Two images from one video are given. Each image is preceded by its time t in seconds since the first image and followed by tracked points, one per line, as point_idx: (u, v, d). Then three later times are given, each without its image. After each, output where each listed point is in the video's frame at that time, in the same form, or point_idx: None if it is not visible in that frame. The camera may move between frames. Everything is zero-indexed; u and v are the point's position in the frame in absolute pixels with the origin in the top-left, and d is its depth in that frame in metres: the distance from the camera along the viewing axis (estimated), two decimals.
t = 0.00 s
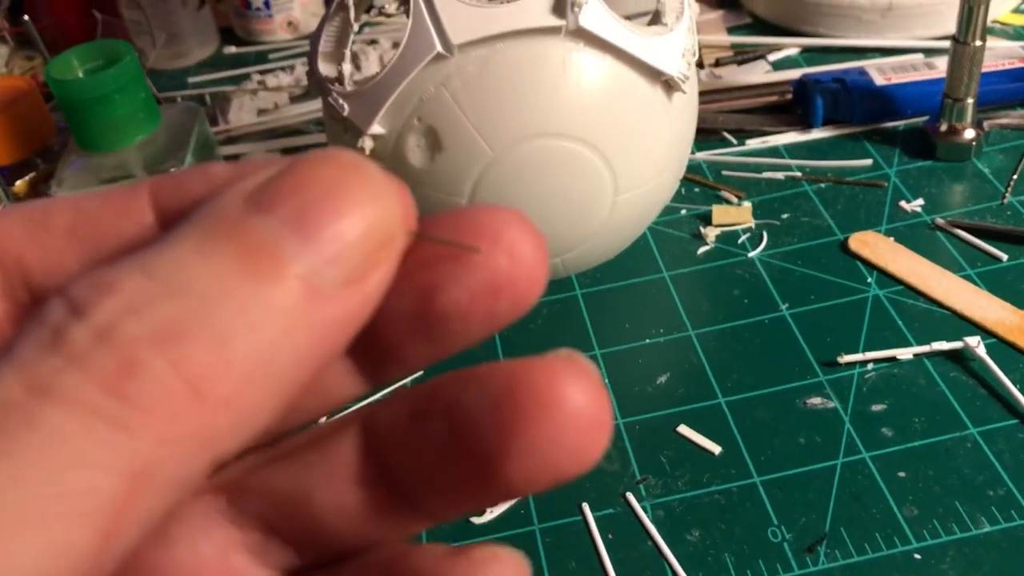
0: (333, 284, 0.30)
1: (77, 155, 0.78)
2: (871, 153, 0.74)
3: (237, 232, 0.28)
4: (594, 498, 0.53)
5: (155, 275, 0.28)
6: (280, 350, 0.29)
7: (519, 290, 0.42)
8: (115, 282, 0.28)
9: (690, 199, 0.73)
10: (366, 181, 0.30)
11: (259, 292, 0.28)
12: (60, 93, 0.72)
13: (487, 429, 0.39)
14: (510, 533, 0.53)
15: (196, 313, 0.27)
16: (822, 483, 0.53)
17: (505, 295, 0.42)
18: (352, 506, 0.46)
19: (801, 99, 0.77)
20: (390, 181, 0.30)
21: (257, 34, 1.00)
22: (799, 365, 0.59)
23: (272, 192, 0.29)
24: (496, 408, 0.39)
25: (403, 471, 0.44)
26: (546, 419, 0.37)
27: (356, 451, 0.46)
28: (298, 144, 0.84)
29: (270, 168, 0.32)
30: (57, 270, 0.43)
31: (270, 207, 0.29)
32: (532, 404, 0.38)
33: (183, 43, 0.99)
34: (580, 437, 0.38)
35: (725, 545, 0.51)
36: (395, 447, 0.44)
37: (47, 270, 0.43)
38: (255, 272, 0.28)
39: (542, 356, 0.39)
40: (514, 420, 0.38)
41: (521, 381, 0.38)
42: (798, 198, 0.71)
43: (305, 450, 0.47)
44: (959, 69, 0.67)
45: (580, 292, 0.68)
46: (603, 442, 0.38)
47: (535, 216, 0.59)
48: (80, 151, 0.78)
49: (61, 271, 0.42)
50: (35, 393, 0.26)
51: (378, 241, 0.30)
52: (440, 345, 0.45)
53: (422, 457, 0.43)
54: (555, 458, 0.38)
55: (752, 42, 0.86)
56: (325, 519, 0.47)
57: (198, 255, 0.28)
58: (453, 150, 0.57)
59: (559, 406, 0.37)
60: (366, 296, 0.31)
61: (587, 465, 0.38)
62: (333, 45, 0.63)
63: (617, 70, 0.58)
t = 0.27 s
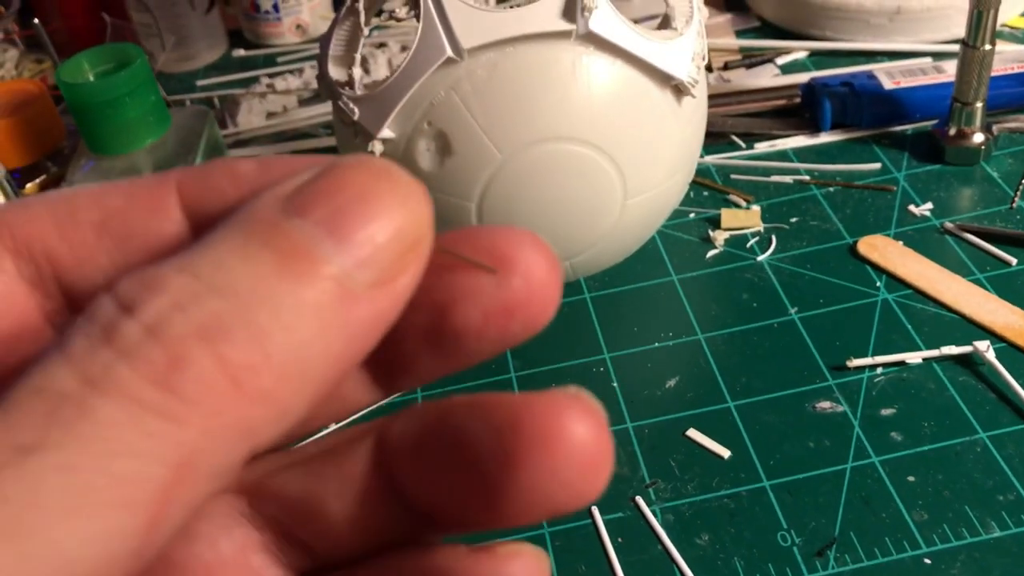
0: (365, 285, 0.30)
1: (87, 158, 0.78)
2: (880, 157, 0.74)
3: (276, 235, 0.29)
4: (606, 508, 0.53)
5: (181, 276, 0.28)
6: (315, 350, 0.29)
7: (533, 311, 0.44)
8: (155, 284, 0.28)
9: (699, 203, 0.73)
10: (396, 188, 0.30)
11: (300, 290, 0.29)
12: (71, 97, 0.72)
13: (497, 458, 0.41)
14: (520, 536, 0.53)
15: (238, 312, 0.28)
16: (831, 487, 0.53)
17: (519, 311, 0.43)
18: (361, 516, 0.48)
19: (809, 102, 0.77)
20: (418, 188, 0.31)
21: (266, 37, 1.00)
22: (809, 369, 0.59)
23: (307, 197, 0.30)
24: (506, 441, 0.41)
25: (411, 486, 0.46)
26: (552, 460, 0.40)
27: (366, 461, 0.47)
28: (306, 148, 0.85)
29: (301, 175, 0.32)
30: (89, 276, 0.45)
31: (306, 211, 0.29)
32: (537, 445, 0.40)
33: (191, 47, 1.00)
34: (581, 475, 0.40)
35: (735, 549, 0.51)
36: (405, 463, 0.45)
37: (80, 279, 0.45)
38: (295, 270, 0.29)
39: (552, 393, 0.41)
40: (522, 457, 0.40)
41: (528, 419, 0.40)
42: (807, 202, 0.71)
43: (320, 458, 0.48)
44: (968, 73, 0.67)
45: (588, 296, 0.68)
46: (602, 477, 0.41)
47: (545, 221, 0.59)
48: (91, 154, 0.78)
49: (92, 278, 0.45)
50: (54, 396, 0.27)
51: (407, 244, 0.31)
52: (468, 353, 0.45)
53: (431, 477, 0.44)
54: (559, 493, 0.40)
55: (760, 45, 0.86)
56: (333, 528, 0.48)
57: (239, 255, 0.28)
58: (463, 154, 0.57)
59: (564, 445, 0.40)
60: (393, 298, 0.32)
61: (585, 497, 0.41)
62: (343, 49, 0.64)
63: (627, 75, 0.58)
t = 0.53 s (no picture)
0: (372, 257, 0.30)
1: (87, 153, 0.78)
2: (884, 151, 0.74)
3: (277, 208, 0.29)
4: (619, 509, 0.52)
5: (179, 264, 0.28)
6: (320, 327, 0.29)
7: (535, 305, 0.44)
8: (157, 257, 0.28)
9: (702, 197, 0.72)
10: (399, 155, 0.30)
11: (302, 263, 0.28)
12: (71, 91, 0.72)
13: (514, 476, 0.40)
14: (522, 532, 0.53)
15: (239, 287, 0.27)
16: (835, 483, 0.52)
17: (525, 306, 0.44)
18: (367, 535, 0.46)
19: (813, 96, 0.77)
20: (424, 154, 0.31)
21: (266, 32, 1.00)
22: (813, 364, 0.59)
23: (310, 167, 0.29)
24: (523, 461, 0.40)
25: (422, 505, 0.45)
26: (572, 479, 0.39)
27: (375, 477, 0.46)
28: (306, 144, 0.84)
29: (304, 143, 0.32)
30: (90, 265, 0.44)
31: (309, 182, 0.29)
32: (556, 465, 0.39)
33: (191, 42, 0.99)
34: (597, 497, 0.39)
35: (739, 545, 0.50)
36: (418, 484, 0.44)
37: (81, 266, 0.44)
38: (297, 243, 0.28)
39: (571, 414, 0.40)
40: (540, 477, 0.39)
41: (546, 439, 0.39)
42: (811, 197, 0.71)
43: (326, 470, 0.46)
44: (974, 67, 0.67)
45: (591, 291, 0.67)
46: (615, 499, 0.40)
47: (547, 215, 0.59)
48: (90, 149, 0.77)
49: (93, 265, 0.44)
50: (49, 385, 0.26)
51: (413, 215, 0.30)
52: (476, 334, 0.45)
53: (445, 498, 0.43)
54: (576, 513, 0.39)
55: (764, 40, 0.85)
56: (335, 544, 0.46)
57: (240, 233, 0.28)
58: (464, 147, 0.57)
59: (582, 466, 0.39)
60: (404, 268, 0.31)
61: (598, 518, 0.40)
62: (344, 42, 0.63)
63: (630, 67, 0.57)
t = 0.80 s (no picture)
0: (400, 280, 0.31)
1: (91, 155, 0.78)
2: (887, 152, 0.74)
3: (312, 228, 0.30)
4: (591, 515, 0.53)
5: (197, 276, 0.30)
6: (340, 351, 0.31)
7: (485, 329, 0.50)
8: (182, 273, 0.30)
9: (705, 199, 0.72)
10: (424, 175, 0.31)
11: (333, 285, 0.30)
12: (74, 96, 0.72)
13: (441, 498, 0.46)
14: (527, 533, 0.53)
15: (275, 312, 0.29)
16: (838, 484, 0.52)
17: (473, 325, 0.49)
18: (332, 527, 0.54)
19: (817, 97, 0.77)
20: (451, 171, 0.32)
21: (270, 33, 1.00)
22: (816, 365, 0.59)
23: (340, 184, 0.31)
24: (448, 486, 0.45)
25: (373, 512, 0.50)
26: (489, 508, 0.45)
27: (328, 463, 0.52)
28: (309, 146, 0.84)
29: (326, 154, 0.33)
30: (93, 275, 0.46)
31: (340, 201, 0.30)
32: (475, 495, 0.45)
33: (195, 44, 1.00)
34: (518, 518, 0.45)
35: (741, 546, 0.50)
36: (362, 476, 0.50)
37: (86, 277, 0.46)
38: (332, 264, 0.30)
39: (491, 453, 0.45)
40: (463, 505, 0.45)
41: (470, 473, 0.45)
42: (813, 198, 0.71)
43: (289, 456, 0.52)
44: (978, 68, 0.67)
45: (593, 292, 0.67)
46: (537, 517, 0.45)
47: (550, 217, 0.59)
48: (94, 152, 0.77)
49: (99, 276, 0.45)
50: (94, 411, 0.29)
51: (439, 237, 0.32)
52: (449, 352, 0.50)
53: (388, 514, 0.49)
54: (495, 533, 0.45)
55: (768, 40, 0.85)
56: (303, 528, 0.53)
57: (265, 247, 0.30)
58: (467, 149, 0.57)
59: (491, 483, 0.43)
60: (427, 289, 0.33)
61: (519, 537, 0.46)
62: (346, 44, 0.63)
63: (633, 69, 0.57)
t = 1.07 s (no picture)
0: (412, 315, 0.33)
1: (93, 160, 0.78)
2: (886, 156, 0.74)
3: (332, 259, 0.32)
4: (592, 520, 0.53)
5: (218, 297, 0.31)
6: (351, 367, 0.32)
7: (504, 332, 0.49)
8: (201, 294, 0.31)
9: (705, 202, 0.73)
10: (437, 220, 0.34)
11: (352, 310, 0.31)
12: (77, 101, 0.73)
13: (447, 493, 0.46)
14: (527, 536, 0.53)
15: (299, 333, 0.30)
16: (836, 487, 0.53)
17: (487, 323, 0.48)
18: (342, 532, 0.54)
19: (816, 101, 0.77)
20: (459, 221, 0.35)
21: (271, 37, 1.00)
22: (814, 368, 0.59)
23: (362, 222, 0.33)
24: (452, 483, 0.46)
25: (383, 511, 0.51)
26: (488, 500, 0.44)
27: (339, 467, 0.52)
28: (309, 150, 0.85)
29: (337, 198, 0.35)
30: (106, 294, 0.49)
31: (361, 238, 0.32)
32: (477, 487, 0.45)
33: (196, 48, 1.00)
34: (522, 515, 0.44)
35: (740, 549, 0.50)
36: (373, 478, 0.51)
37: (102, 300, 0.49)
38: (353, 290, 0.31)
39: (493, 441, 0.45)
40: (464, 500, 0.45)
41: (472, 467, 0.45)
42: (812, 201, 0.71)
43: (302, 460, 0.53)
44: (976, 72, 0.67)
45: (593, 296, 0.68)
46: (541, 514, 0.45)
47: (549, 221, 0.59)
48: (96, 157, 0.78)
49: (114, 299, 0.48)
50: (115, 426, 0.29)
51: (447, 277, 0.34)
52: (473, 353, 0.49)
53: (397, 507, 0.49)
54: (500, 529, 0.45)
55: (767, 44, 0.85)
56: (313, 534, 0.54)
57: (287, 274, 0.31)
58: (467, 155, 0.57)
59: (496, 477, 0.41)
60: (434, 327, 0.35)
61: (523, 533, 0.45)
62: (347, 50, 0.64)
63: (631, 74, 0.58)
